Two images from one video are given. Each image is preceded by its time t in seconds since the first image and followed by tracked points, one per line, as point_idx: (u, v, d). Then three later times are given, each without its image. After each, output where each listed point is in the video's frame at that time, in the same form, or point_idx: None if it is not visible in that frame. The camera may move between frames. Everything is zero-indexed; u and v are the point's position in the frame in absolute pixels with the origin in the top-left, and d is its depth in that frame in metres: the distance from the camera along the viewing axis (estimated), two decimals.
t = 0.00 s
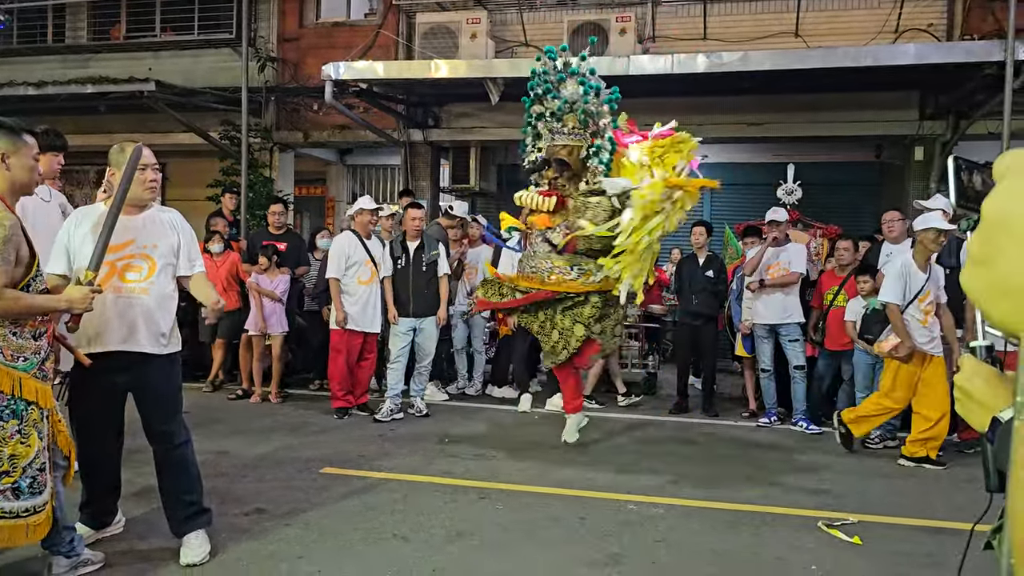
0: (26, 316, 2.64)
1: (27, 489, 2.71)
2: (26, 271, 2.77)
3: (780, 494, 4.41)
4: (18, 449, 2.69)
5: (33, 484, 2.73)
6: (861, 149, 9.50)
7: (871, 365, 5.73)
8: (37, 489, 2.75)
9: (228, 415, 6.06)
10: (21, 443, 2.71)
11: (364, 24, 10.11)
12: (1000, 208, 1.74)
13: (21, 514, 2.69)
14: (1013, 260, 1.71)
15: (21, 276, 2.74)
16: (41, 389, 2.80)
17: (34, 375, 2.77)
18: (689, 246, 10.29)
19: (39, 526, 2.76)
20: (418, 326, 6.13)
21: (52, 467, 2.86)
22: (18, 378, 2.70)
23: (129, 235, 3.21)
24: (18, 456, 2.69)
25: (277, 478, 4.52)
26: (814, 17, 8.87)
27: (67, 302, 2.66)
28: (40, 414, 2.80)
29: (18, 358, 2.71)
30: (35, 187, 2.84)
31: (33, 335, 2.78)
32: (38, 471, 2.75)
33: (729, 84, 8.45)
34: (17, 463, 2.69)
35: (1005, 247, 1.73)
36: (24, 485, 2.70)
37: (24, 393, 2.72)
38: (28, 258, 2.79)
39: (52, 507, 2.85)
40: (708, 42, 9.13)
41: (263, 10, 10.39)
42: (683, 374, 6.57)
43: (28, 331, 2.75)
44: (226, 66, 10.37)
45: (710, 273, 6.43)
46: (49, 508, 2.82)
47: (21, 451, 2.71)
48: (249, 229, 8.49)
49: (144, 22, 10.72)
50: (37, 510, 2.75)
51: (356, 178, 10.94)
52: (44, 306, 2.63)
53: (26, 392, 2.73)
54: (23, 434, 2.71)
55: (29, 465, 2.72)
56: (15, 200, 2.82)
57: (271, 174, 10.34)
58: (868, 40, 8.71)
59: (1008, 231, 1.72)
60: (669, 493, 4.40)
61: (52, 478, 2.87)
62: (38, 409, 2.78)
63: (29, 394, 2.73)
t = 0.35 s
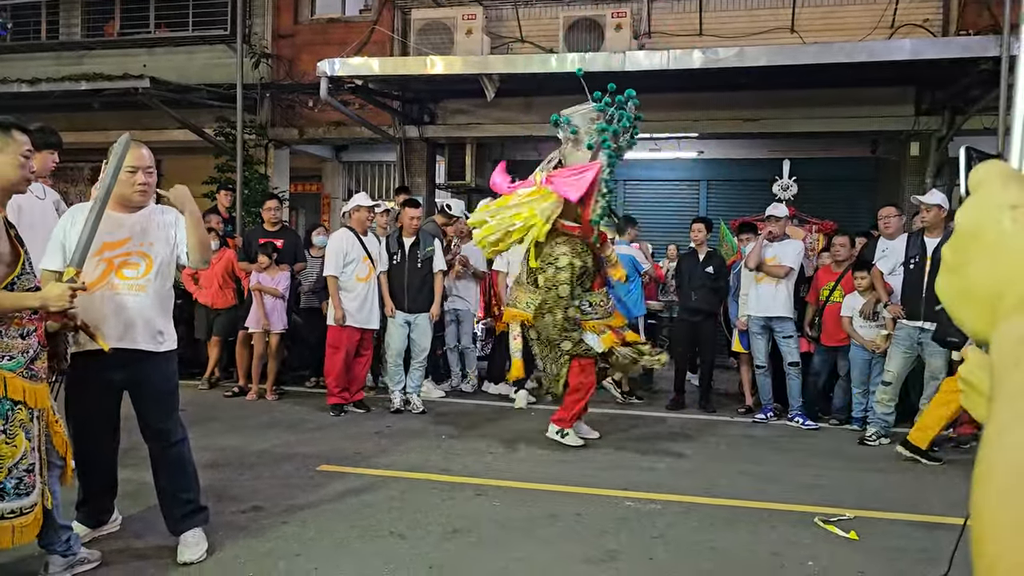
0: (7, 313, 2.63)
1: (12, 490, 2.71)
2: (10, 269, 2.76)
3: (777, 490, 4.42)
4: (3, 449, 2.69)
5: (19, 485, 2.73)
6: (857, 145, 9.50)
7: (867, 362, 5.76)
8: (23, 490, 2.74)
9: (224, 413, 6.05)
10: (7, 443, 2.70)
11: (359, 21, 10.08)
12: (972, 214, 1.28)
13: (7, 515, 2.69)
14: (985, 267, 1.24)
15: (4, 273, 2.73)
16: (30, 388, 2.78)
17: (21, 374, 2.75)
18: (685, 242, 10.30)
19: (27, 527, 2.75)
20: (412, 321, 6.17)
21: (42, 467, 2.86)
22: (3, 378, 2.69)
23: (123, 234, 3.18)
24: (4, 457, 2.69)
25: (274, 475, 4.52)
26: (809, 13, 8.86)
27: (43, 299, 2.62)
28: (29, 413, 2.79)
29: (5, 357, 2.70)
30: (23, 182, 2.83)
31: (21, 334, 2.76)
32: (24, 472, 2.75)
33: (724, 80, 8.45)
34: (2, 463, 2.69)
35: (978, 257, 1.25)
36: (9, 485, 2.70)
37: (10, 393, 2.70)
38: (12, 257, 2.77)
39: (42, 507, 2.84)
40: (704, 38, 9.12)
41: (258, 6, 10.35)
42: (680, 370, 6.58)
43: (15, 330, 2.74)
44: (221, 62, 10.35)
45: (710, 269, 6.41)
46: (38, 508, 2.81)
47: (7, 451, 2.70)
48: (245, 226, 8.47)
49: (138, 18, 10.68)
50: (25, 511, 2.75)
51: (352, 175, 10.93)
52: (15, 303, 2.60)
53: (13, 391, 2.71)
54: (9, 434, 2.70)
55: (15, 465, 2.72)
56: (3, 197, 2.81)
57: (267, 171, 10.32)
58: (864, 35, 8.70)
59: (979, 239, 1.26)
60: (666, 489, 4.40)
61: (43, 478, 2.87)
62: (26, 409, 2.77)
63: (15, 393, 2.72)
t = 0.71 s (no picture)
0: (3, 313, 2.63)
1: (13, 490, 2.71)
2: (12, 268, 2.76)
3: (779, 488, 4.43)
4: (5, 449, 2.70)
5: (20, 485, 2.74)
6: (858, 143, 9.51)
7: (868, 360, 5.77)
8: (24, 490, 2.75)
9: (226, 412, 6.06)
10: (9, 443, 2.71)
11: (360, 19, 10.08)
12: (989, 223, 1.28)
13: (8, 514, 2.70)
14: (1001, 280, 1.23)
15: (6, 272, 2.73)
16: (32, 388, 2.79)
17: (23, 374, 2.76)
18: (686, 240, 10.30)
19: (28, 527, 2.76)
20: (409, 320, 6.28)
21: (44, 466, 2.86)
22: (4, 378, 2.70)
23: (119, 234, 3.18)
24: (6, 456, 2.70)
25: (276, 474, 4.53)
26: (811, 11, 8.86)
27: (31, 302, 2.61)
28: (31, 413, 2.80)
29: (7, 357, 2.71)
30: (27, 182, 2.84)
31: (23, 334, 2.77)
32: (26, 472, 2.75)
33: (726, 78, 8.45)
34: (4, 463, 2.70)
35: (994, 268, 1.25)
36: (10, 485, 2.71)
37: (12, 393, 2.71)
38: (14, 256, 2.77)
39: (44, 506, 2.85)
40: (705, 37, 9.13)
41: (258, 5, 10.34)
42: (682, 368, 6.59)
43: (17, 330, 2.75)
44: (222, 61, 10.33)
45: (716, 268, 6.42)
46: (40, 508, 2.82)
47: (8, 451, 2.71)
48: (246, 224, 8.47)
49: (139, 17, 10.67)
50: (26, 511, 2.75)
51: (353, 173, 10.93)
52: (7, 303, 2.60)
53: (14, 391, 2.72)
54: (11, 434, 2.71)
55: (17, 465, 2.73)
56: (6, 197, 2.82)
57: (268, 170, 10.33)
58: (865, 34, 8.70)
59: (996, 251, 1.26)
60: (668, 487, 4.41)
61: (46, 477, 2.88)
62: (28, 409, 2.78)
63: (17, 393, 2.73)
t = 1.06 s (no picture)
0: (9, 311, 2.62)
1: (19, 486, 2.71)
2: (20, 263, 2.76)
3: (780, 486, 4.42)
4: (11, 446, 2.69)
5: (26, 481, 2.73)
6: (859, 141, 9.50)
7: (869, 359, 5.76)
8: (30, 486, 2.74)
9: (226, 409, 6.06)
10: (15, 440, 2.71)
11: (361, 17, 10.07)
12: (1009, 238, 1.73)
13: (13, 510, 2.69)
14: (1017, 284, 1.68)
15: (14, 268, 2.74)
16: (39, 385, 2.79)
17: (30, 370, 2.76)
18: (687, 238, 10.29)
19: (32, 523, 2.75)
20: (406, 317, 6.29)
21: (49, 463, 2.86)
22: (12, 374, 2.70)
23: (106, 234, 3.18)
24: (11, 453, 2.69)
25: (277, 472, 4.53)
26: (812, 9, 8.85)
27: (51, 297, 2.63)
28: (36, 410, 2.80)
29: (14, 353, 2.71)
30: (30, 179, 2.83)
31: (31, 331, 2.78)
32: (32, 468, 2.75)
33: (727, 76, 8.45)
34: (10, 460, 2.69)
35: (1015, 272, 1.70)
36: (16, 482, 2.70)
37: (19, 389, 2.71)
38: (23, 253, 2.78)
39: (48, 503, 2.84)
40: (706, 34, 9.12)
41: (259, 2, 10.32)
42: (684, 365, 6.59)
43: (25, 327, 2.76)
44: (222, 58, 10.32)
45: (721, 266, 6.41)
46: (45, 504, 2.82)
47: (14, 448, 2.70)
48: (247, 221, 8.46)
49: (140, 15, 10.66)
50: (31, 507, 2.75)
51: (353, 171, 10.91)
52: (25, 300, 2.60)
53: (21, 388, 2.72)
54: (17, 431, 2.71)
55: (23, 461, 2.72)
56: (11, 194, 2.82)
57: (269, 167, 10.33)
58: (866, 32, 8.69)
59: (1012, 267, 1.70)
60: (669, 485, 4.41)
61: (50, 474, 2.88)
62: (34, 406, 2.78)
63: (24, 390, 2.73)
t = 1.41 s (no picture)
0: (40, 307, 2.64)
1: (34, 483, 2.73)
2: (39, 263, 2.77)
3: (784, 486, 4.42)
4: (25, 443, 2.71)
5: (40, 478, 2.75)
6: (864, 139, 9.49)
7: (874, 357, 5.75)
8: (44, 483, 2.76)
9: (232, 408, 6.07)
10: (29, 437, 2.72)
11: (365, 16, 10.07)
12: None
13: (28, 507, 2.71)
14: None
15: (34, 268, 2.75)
16: (51, 383, 2.81)
17: (44, 369, 2.78)
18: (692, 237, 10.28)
19: (46, 520, 2.77)
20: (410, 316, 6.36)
21: (60, 460, 2.88)
22: (28, 372, 2.71)
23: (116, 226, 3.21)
24: (26, 451, 2.71)
25: (282, 471, 4.54)
26: (817, 7, 8.82)
27: (83, 290, 2.67)
28: (48, 408, 2.81)
29: (29, 352, 2.72)
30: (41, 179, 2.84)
31: (45, 329, 2.79)
32: (45, 465, 2.77)
33: (732, 75, 8.44)
34: (24, 457, 2.71)
35: None
36: (31, 479, 2.72)
37: (33, 388, 2.73)
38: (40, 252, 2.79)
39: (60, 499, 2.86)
40: (711, 33, 9.11)
41: (265, 1, 10.34)
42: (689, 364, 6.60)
43: (40, 326, 2.77)
44: (227, 57, 10.34)
45: (724, 265, 6.40)
46: (57, 501, 2.83)
47: (28, 445, 2.72)
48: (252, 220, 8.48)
49: (145, 14, 10.69)
50: (45, 503, 2.77)
51: (358, 170, 10.91)
52: (62, 295, 2.64)
53: (36, 386, 2.74)
54: (31, 428, 2.73)
55: (36, 459, 2.74)
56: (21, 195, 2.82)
57: (274, 166, 10.35)
58: (871, 30, 8.67)
59: None
60: (673, 484, 4.41)
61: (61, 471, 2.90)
62: (47, 404, 2.79)
63: (38, 388, 2.75)
